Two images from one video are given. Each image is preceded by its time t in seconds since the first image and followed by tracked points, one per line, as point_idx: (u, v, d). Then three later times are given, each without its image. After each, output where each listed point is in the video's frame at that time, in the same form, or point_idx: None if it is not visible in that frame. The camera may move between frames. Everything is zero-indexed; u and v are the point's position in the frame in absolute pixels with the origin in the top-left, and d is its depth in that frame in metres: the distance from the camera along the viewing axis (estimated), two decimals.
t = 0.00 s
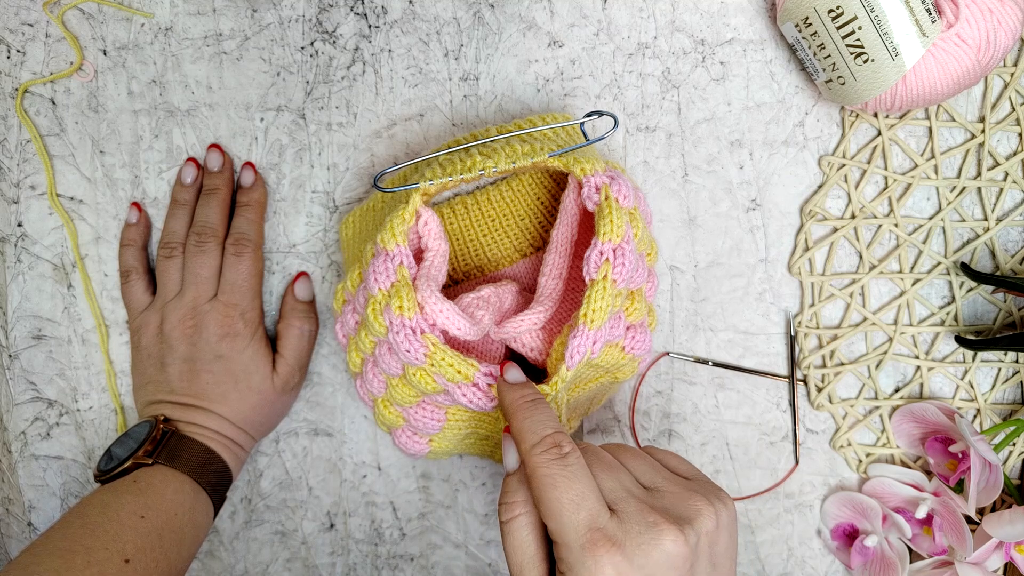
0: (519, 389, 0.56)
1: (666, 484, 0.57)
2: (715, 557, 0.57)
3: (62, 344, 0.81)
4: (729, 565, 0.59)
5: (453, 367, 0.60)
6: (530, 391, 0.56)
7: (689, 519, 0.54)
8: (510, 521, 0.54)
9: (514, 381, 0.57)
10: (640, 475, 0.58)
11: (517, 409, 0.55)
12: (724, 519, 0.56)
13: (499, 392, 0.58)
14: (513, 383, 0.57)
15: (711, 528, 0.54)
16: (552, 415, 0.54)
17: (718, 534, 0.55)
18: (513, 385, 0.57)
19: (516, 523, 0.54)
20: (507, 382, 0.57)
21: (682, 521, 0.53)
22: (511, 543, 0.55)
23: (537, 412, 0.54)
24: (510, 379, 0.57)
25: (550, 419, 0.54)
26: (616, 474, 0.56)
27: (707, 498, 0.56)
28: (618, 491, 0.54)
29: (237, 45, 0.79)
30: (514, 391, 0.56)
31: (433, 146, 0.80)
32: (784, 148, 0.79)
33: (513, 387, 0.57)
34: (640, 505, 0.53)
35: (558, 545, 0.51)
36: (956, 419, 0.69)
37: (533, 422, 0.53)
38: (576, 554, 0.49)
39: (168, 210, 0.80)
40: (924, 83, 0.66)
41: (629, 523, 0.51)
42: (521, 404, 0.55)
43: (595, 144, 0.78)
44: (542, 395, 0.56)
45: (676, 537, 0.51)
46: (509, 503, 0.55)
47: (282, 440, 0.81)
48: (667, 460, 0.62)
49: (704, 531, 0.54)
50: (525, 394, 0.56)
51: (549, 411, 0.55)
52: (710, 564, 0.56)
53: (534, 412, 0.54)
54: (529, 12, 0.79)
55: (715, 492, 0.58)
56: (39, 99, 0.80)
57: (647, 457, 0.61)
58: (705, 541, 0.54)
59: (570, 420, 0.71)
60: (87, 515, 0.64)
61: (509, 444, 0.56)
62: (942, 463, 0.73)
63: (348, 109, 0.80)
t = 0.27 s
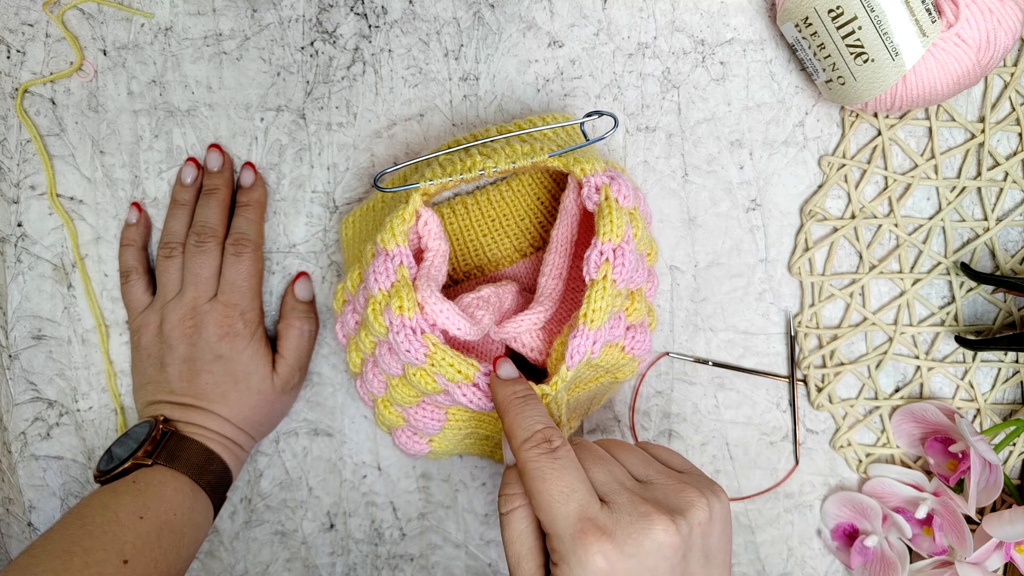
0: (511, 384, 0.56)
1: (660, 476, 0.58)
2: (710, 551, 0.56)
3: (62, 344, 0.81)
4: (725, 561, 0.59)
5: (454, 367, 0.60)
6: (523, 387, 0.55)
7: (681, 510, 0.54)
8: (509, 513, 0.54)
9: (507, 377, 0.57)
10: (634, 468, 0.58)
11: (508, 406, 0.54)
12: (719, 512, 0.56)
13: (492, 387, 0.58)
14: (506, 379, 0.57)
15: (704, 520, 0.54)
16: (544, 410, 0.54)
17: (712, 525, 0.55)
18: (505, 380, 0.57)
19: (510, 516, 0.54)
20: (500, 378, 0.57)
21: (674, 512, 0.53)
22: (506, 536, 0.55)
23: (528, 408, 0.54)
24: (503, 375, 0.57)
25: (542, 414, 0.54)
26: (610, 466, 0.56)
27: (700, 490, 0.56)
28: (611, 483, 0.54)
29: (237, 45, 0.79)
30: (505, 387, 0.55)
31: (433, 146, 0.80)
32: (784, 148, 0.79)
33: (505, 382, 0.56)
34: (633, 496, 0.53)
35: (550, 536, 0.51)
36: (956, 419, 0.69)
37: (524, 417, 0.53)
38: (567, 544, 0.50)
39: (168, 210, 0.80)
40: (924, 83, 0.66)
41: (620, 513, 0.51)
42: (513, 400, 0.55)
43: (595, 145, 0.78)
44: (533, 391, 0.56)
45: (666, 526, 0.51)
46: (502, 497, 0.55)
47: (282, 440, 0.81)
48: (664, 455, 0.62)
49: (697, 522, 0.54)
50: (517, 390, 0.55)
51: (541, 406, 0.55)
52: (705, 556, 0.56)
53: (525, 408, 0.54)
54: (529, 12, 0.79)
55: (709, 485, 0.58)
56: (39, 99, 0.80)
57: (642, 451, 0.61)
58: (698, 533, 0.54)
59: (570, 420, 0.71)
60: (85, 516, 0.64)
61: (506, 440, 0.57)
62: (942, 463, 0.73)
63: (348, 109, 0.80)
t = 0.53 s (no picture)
0: (513, 387, 0.56)
1: (662, 480, 0.57)
2: (712, 554, 0.56)
3: (62, 344, 0.81)
4: (729, 563, 0.59)
5: (454, 367, 0.60)
6: (525, 390, 0.56)
7: (684, 515, 0.53)
8: (509, 520, 0.54)
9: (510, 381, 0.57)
10: (636, 473, 0.58)
11: (511, 409, 0.54)
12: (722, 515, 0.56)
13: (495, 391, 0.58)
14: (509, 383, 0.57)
15: (707, 525, 0.54)
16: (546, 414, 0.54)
17: (715, 529, 0.55)
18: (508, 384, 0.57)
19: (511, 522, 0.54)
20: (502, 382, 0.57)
21: (676, 517, 0.53)
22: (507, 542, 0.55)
23: (531, 412, 0.54)
24: (506, 378, 0.57)
25: (544, 419, 0.54)
26: (612, 472, 0.56)
27: (703, 494, 0.56)
28: (613, 488, 0.54)
29: (237, 45, 0.79)
30: (508, 391, 0.56)
31: (433, 146, 0.80)
32: (784, 148, 0.79)
33: (508, 387, 0.56)
34: (635, 502, 0.53)
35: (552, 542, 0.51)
36: (956, 419, 0.69)
37: (526, 421, 0.53)
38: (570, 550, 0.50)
39: (168, 210, 0.80)
40: (924, 83, 0.66)
41: (622, 518, 0.51)
42: (515, 404, 0.55)
43: (595, 145, 0.78)
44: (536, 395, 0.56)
45: (669, 532, 0.51)
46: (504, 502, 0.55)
47: (282, 440, 0.81)
48: (667, 459, 0.62)
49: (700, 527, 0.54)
50: (520, 394, 0.56)
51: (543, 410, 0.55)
52: (708, 559, 0.56)
53: (528, 411, 0.54)
54: (529, 12, 0.79)
55: (712, 489, 0.58)
56: (39, 99, 0.80)
57: (644, 455, 0.61)
58: (701, 538, 0.54)
59: (570, 420, 0.71)
60: (84, 516, 0.64)
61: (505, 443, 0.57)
62: (942, 463, 0.73)
63: (348, 109, 0.80)
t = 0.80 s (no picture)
0: (505, 398, 0.55)
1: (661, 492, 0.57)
2: (712, 564, 0.57)
3: (62, 344, 0.81)
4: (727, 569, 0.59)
5: (454, 367, 0.60)
6: (519, 400, 0.55)
7: (684, 532, 0.53)
8: (506, 536, 0.54)
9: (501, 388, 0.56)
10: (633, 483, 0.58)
11: (506, 420, 0.54)
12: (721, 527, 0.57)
13: (485, 398, 0.57)
14: (500, 390, 0.56)
15: (707, 539, 0.54)
16: (541, 426, 0.54)
17: (714, 542, 0.56)
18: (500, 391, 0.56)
19: (510, 539, 0.54)
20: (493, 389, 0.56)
21: (677, 535, 0.53)
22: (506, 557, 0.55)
23: (525, 423, 0.54)
24: (496, 385, 0.56)
25: (541, 432, 0.53)
26: (609, 485, 0.55)
27: (702, 507, 0.56)
28: (612, 504, 0.54)
29: (237, 45, 0.79)
30: (499, 399, 0.55)
31: (433, 146, 0.80)
32: (784, 148, 0.79)
33: (500, 395, 0.56)
34: (635, 518, 0.53)
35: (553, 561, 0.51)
36: (956, 419, 0.69)
37: (524, 436, 0.53)
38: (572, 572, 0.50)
39: (168, 210, 0.80)
40: (924, 83, 0.66)
41: (623, 539, 0.51)
42: (509, 417, 0.54)
43: (595, 145, 0.78)
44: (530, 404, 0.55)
45: (671, 552, 0.51)
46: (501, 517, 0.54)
47: (282, 440, 0.81)
48: (663, 465, 0.62)
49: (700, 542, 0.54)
50: (512, 403, 0.55)
51: (539, 424, 0.54)
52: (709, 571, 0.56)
53: (523, 423, 0.54)
54: (530, 12, 0.79)
55: (711, 500, 0.58)
56: (39, 99, 0.80)
57: (641, 463, 0.60)
58: (701, 553, 0.54)
59: (570, 420, 0.71)
60: (85, 516, 0.64)
61: (498, 455, 0.55)
62: (942, 463, 0.73)
63: (348, 109, 0.80)
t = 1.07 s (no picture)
0: (505, 390, 0.57)
1: (644, 479, 0.58)
2: (696, 553, 0.57)
3: (62, 344, 0.81)
4: (711, 561, 0.59)
5: (453, 367, 0.59)
6: (516, 393, 0.56)
7: (667, 514, 0.54)
8: (497, 525, 0.54)
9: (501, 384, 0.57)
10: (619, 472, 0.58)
11: (502, 411, 0.55)
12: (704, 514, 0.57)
13: (485, 393, 0.58)
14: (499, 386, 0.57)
15: (689, 522, 0.55)
16: (535, 416, 0.55)
17: (697, 528, 0.56)
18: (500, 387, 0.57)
19: (499, 526, 0.54)
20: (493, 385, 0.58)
21: (659, 516, 0.53)
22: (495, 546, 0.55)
23: (522, 414, 0.55)
24: (496, 381, 0.57)
25: (534, 420, 0.54)
26: (595, 471, 0.56)
27: (685, 492, 0.57)
28: (597, 487, 0.54)
29: (237, 45, 0.79)
30: (499, 392, 0.56)
31: (433, 146, 0.80)
32: (784, 148, 0.79)
33: (499, 389, 0.57)
34: (618, 501, 0.53)
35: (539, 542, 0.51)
36: (956, 419, 0.69)
37: (518, 422, 0.54)
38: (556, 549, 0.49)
39: (168, 210, 0.80)
40: (924, 83, 0.66)
41: (607, 517, 0.51)
42: (506, 408, 0.55)
43: (594, 144, 0.78)
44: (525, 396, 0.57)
45: (651, 530, 0.51)
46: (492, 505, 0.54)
47: (282, 440, 0.81)
48: (650, 460, 0.62)
49: (683, 525, 0.54)
50: (510, 396, 0.56)
51: (532, 412, 0.55)
52: (692, 558, 0.56)
53: (518, 413, 0.55)
54: (529, 12, 0.79)
55: (695, 488, 0.58)
56: (39, 99, 0.80)
57: (626, 454, 0.61)
58: (682, 536, 0.54)
59: (570, 420, 0.71)
60: (84, 516, 0.64)
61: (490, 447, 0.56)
62: (942, 463, 0.73)
63: (348, 109, 0.80)
